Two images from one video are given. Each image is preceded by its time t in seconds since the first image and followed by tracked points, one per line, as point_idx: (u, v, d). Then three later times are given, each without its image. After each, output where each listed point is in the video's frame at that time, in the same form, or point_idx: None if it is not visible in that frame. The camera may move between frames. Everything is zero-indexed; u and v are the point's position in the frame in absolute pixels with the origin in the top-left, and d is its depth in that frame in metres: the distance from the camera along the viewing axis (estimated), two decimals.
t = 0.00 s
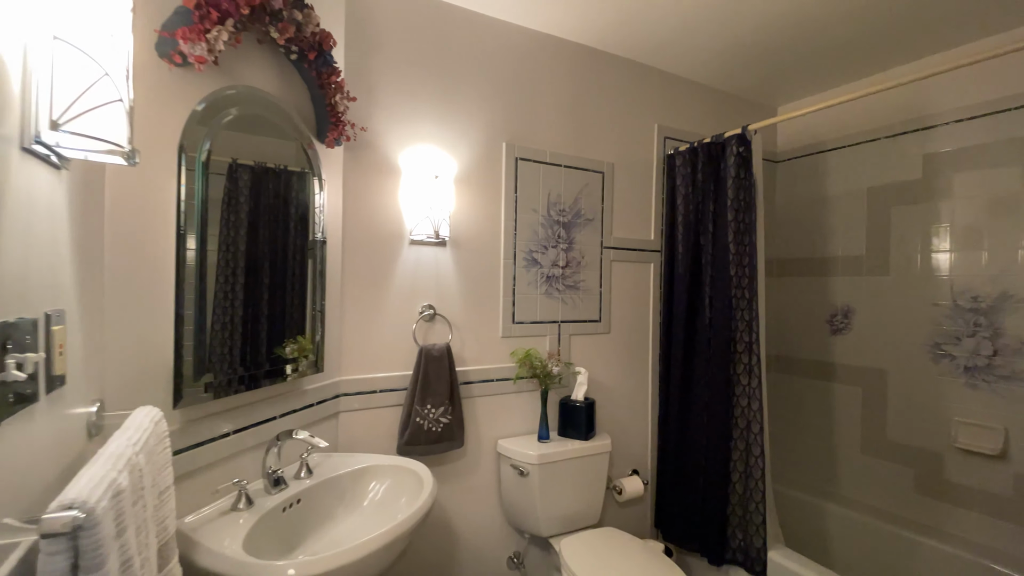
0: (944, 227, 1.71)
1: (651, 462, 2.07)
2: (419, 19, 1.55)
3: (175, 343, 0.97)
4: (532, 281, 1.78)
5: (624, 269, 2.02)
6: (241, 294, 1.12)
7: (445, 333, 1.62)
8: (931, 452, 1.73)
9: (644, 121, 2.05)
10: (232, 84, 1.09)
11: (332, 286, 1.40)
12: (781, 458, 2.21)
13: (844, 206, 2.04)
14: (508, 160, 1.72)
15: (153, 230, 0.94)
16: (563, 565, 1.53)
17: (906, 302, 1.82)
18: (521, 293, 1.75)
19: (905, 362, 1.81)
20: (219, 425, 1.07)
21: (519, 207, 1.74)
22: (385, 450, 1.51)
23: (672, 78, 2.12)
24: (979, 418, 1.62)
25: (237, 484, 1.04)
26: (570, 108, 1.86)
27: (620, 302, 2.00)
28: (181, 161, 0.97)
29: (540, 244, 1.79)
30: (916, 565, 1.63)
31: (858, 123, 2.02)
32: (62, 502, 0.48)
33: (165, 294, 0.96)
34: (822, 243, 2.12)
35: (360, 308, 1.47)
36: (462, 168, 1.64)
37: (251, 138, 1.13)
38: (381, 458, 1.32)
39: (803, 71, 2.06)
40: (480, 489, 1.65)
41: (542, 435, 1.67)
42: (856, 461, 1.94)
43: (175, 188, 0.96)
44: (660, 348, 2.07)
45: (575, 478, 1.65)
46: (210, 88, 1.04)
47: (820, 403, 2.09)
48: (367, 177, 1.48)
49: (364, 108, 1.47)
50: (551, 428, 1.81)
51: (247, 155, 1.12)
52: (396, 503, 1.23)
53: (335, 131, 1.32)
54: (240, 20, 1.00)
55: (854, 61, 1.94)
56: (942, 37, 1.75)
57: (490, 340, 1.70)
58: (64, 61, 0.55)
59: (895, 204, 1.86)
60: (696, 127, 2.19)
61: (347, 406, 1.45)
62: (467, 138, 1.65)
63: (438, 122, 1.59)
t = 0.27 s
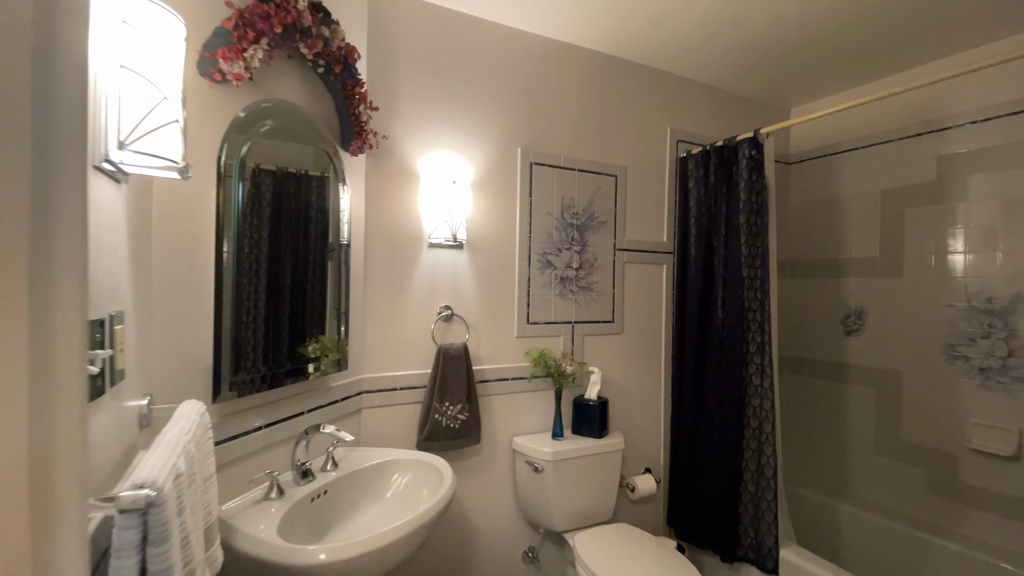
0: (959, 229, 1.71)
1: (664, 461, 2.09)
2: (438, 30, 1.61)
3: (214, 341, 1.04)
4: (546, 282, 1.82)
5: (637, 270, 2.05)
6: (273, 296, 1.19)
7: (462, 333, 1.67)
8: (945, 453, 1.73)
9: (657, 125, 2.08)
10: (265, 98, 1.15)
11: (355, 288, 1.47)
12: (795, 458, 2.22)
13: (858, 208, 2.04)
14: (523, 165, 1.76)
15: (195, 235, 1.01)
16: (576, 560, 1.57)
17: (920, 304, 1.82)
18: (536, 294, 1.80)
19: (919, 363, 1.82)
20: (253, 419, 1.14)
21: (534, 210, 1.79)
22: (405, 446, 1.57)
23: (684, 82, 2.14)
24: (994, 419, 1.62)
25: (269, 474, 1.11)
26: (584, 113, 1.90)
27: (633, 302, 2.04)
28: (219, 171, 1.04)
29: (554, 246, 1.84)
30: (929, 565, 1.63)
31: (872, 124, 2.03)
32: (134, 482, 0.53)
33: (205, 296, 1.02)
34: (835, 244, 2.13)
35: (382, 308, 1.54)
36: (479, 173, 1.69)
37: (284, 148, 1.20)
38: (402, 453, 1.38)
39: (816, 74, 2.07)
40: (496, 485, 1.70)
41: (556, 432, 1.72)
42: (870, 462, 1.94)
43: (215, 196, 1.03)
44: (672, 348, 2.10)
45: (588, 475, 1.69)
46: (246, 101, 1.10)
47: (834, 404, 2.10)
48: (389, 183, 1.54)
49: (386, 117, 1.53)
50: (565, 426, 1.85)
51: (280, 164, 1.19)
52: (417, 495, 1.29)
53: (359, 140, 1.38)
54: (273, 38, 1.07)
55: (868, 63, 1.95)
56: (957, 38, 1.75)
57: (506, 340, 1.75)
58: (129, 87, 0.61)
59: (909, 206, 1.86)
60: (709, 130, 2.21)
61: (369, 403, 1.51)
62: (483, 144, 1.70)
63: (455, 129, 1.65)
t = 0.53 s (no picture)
0: (969, 229, 1.72)
1: (674, 458, 2.13)
2: (454, 40, 1.67)
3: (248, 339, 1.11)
4: (558, 283, 1.87)
5: (647, 271, 2.09)
6: (301, 295, 1.26)
7: (477, 332, 1.73)
8: (955, 452, 1.75)
9: (667, 128, 2.12)
10: (294, 108, 1.22)
11: (376, 288, 1.53)
12: (805, 457, 2.24)
13: (869, 209, 2.06)
14: (536, 169, 1.82)
15: (231, 239, 1.07)
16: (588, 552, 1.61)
17: (930, 304, 1.84)
18: (549, 294, 1.85)
19: (928, 363, 1.83)
20: (282, 411, 1.21)
21: (546, 213, 1.84)
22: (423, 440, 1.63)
23: (695, 85, 2.17)
24: (1003, 419, 1.63)
25: (298, 464, 1.18)
26: (595, 117, 1.95)
27: (644, 302, 2.08)
28: (254, 179, 1.11)
29: (566, 248, 1.89)
30: (938, 563, 1.65)
31: (882, 126, 2.04)
32: (197, 459, 0.60)
33: (241, 296, 1.09)
34: (846, 245, 2.15)
35: (400, 308, 1.60)
36: (493, 177, 1.75)
37: (312, 156, 1.26)
38: (421, 446, 1.45)
39: (826, 76, 2.09)
40: (510, 479, 1.76)
41: (568, 429, 1.77)
42: (881, 460, 1.96)
43: (249, 203, 1.10)
44: (683, 348, 2.14)
45: (599, 470, 1.74)
46: (277, 112, 1.17)
47: (844, 403, 2.12)
48: (407, 187, 1.60)
49: (405, 124, 1.59)
50: (577, 423, 1.90)
51: (309, 171, 1.25)
52: (436, 486, 1.35)
53: (380, 147, 1.45)
54: (302, 53, 1.14)
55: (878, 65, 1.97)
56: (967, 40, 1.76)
57: (519, 339, 1.80)
58: (184, 106, 0.68)
59: (919, 206, 1.87)
60: (719, 133, 2.24)
61: (389, 398, 1.57)
62: (497, 149, 1.76)
63: (471, 134, 1.71)
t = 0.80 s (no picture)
0: (977, 230, 1.74)
1: (683, 455, 2.17)
2: (469, 49, 1.74)
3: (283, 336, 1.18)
4: (569, 283, 1.92)
5: (656, 271, 2.14)
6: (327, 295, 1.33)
7: (490, 330, 1.79)
8: (963, 451, 1.77)
9: (677, 131, 2.16)
10: (321, 119, 1.29)
11: (394, 288, 1.60)
12: (814, 455, 2.26)
13: (877, 209, 2.08)
14: (548, 173, 1.87)
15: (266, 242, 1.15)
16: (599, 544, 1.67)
17: (938, 304, 1.86)
18: (560, 294, 1.90)
19: (937, 362, 1.85)
20: (310, 404, 1.27)
21: (557, 215, 1.89)
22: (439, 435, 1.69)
23: (703, 89, 2.21)
24: (1012, 418, 1.65)
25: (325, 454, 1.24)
26: (605, 122, 2.00)
27: (653, 302, 2.12)
28: (285, 185, 1.18)
29: (577, 249, 1.94)
30: (945, 560, 1.67)
31: (891, 128, 2.06)
32: (247, 442, 0.67)
33: (275, 296, 1.16)
34: (855, 246, 2.17)
35: (417, 307, 1.67)
36: (506, 181, 1.81)
37: (337, 163, 1.33)
38: (438, 440, 1.51)
39: (835, 79, 2.12)
40: (522, 473, 1.81)
41: (579, 424, 1.82)
42: (889, 459, 1.98)
43: (281, 208, 1.17)
44: (691, 347, 2.18)
45: (609, 465, 1.79)
46: (305, 123, 1.24)
47: (853, 402, 2.14)
48: (425, 191, 1.67)
49: (422, 131, 1.66)
50: (587, 419, 1.95)
51: (334, 177, 1.33)
52: (453, 477, 1.42)
53: (399, 154, 1.52)
54: (328, 67, 1.22)
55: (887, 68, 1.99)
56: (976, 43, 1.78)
57: (532, 337, 1.86)
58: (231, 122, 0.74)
59: (928, 207, 1.89)
60: (728, 135, 2.28)
61: (407, 393, 1.64)
62: (510, 153, 1.82)
63: (485, 140, 1.77)
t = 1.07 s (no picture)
0: (984, 229, 1.75)
1: (691, 451, 2.20)
2: (481, 55, 1.79)
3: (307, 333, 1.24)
4: (578, 282, 1.97)
5: (664, 270, 2.17)
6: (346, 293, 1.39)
7: (501, 327, 1.84)
8: (970, 448, 1.78)
9: (684, 132, 2.19)
10: (341, 125, 1.35)
11: (409, 286, 1.66)
12: (822, 453, 2.28)
13: (885, 209, 2.10)
14: (557, 174, 1.92)
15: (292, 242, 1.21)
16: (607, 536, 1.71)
17: (945, 302, 1.87)
18: (569, 292, 1.95)
19: (944, 360, 1.87)
20: (331, 397, 1.33)
21: (567, 215, 1.94)
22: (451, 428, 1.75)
23: (711, 90, 2.24)
24: (1018, 415, 1.66)
25: (345, 445, 1.30)
26: (613, 124, 2.04)
27: (661, 301, 2.16)
28: (309, 188, 1.24)
29: (586, 248, 1.98)
30: (952, 555, 1.69)
31: (898, 128, 2.08)
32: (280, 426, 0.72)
33: (300, 294, 1.22)
34: (862, 245, 2.19)
35: (430, 305, 1.72)
36: (517, 182, 1.86)
37: (356, 167, 1.40)
38: (451, 433, 1.57)
39: (842, 80, 2.14)
40: (532, 466, 1.86)
41: (587, 420, 1.87)
42: (897, 456, 1.99)
43: (305, 210, 1.23)
44: (699, 345, 2.21)
45: (617, 459, 1.83)
46: (326, 129, 1.30)
47: (860, 400, 2.16)
48: (438, 193, 1.72)
49: (435, 135, 1.72)
50: (596, 415, 1.99)
51: (353, 180, 1.39)
52: (466, 468, 1.47)
53: (414, 157, 1.57)
54: (349, 75, 1.28)
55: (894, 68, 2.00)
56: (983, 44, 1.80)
57: (541, 334, 1.91)
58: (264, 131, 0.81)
59: (936, 207, 1.91)
60: (736, 136, 2.30)
61: (421, 388, 1.70)
62: (520, 155, 1.87)
63: (496, 143, 1.82)
